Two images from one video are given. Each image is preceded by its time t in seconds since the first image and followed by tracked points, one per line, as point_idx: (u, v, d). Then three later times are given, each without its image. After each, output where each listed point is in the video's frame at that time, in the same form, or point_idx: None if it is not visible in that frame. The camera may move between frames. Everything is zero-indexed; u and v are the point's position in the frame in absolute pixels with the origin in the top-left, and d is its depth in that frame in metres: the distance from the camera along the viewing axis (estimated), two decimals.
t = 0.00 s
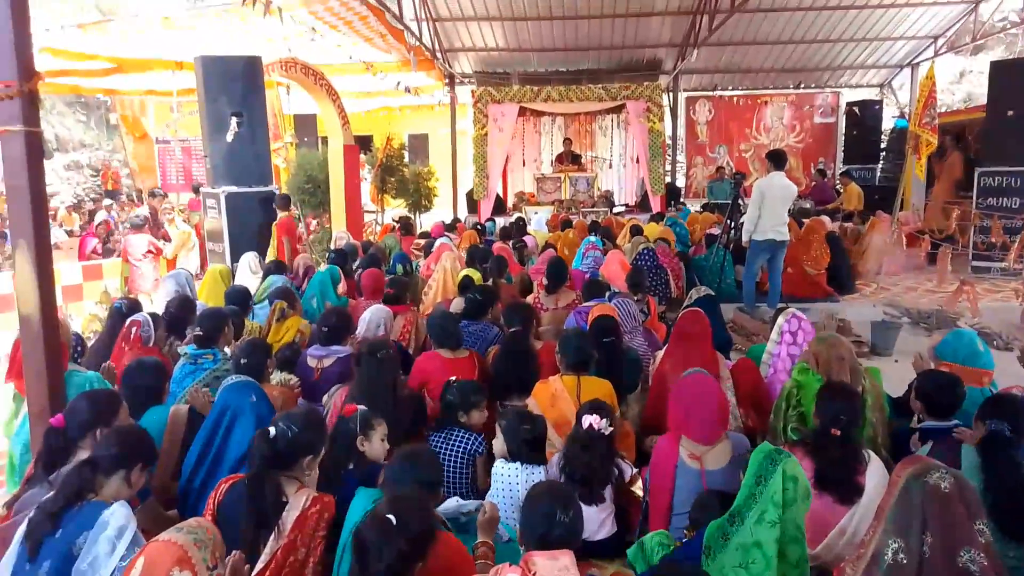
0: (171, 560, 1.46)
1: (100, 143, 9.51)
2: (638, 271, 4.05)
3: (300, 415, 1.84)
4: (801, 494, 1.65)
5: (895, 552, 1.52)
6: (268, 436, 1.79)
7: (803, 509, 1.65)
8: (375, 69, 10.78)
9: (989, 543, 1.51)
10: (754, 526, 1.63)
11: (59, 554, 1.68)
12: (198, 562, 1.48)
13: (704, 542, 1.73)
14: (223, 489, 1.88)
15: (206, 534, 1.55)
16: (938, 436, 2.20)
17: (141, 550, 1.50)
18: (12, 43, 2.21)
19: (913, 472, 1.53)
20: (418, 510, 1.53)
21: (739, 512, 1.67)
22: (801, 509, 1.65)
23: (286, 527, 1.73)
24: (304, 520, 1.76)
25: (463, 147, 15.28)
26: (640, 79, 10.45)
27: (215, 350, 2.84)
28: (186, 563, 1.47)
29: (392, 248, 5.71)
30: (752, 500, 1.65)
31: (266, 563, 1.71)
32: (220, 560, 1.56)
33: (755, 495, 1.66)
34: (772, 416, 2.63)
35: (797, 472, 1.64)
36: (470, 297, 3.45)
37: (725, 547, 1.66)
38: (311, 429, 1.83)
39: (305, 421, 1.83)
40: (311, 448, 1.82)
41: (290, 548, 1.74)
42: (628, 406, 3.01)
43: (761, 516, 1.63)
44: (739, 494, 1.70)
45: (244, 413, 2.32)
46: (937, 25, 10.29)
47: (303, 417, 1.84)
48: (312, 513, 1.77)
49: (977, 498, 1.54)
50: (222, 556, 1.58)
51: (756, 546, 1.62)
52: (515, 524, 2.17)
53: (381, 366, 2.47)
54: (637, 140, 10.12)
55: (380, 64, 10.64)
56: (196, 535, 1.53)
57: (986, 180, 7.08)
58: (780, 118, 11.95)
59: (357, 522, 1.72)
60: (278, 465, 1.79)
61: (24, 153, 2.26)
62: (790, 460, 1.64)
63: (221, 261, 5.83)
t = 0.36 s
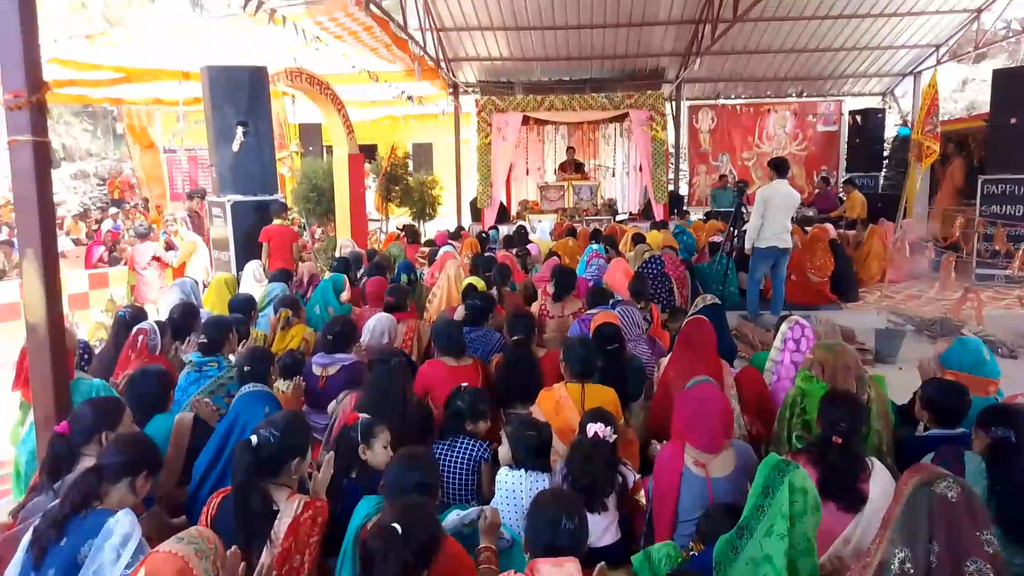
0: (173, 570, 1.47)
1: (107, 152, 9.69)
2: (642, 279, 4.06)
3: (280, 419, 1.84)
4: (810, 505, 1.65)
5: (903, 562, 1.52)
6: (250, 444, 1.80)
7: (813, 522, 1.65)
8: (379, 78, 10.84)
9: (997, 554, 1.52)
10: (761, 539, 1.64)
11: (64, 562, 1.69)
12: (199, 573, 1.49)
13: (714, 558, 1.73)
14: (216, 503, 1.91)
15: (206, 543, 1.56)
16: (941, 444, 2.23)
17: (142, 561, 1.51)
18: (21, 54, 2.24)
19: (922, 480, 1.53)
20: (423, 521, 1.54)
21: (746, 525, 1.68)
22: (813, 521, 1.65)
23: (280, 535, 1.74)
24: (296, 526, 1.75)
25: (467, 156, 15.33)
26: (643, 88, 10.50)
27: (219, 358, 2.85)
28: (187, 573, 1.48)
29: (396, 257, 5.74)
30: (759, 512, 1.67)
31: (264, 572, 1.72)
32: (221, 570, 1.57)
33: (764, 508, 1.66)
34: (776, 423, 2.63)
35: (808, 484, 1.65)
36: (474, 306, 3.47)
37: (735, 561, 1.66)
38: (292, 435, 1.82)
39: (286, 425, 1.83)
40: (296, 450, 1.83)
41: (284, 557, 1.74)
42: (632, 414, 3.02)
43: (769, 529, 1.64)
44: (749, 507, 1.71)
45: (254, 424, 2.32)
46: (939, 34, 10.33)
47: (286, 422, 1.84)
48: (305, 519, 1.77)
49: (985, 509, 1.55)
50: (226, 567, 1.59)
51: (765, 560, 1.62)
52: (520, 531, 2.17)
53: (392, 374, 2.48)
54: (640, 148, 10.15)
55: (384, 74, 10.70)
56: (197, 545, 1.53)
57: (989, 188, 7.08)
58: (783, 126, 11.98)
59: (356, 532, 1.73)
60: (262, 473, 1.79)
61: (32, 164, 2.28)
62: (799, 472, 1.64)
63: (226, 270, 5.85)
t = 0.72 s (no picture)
0: (180, 570, 1.46)
1: (114, 155, 9.69)
2: (648, 282, 4.06)
3: (272, 421, 1.85)
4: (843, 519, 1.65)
5: (909, 565, 1.53)
6: (244, 446, 1.79)
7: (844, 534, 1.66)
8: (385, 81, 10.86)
9: (1006, 557, 1.51)
10: (794, 554, 1.66)
11: (71, 563, 1.70)
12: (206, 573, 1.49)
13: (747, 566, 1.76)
14: (211, 512, 1.91)
15: (213, 544, 1.56)
16: (948, 447, 2.22)
17: (147, 563, 1.51)
18: (29, 58, 2.25)
19: (928, 484, 1.53)
20: (430, 524, 1.54)
21: (778, 539, 1.69)
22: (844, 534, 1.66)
23: (278, 537, 1.76)
24: (294, 528, 1.77)
25: (472, 159, 15.34)
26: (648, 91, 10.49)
27: (226, 361, 2.86)
28: (194, 573, 1.48)
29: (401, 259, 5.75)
30: (792, 526, 1.68)
31: None
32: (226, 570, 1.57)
33: (796, 522, 1.67)
34: (783, 426, 2.62)
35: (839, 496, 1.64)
36: (480, 308, 3.47)
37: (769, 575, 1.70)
38: (285, 437, 1.82)
39: (278, 427, 1.83)
40: (290, 452, 1.82)
41: (284, 560, 1.76)
42: (638, 417, 3.01)
43: (802, 543, 1.66)
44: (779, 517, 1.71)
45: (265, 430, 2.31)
46: (945, 36, 10.30)
47: (278, 424, 1.84)
48: (303, 522, 1.79)
49: (994, 512, 1.53)
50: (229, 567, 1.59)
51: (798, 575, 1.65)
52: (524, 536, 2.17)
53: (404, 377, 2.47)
54: (645, 150, 10.14)
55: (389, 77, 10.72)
56: (203, 545, 1.53)
57: (995, 190, 6.98)
58: (789, 129, 11.96)
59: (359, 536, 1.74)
60: (256, 476, 1.79)
61: (40, 167, 2.29)
62: (832, 486, 1.64)
63: (232, 272, 5.88)
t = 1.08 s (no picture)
0: (189, 568, 1.48)
1: (125, 156, 9.56)
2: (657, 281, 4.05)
3: (278, 419, 1.87)
4: (843, 523, 1.65)
5: (922, 568, 1.53)
6: (251, 444, 1.81)
7: (844, 539, 1.65)
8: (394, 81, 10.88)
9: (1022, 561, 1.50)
10: (794, 557, 1.65)
11: (84, 561, 1.71)
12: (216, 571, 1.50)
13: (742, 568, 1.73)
14: (219, 512, 1.91)
15: (222, 542, 1.57)
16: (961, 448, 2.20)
17: (158, 561, 1.52)
18: (43, 59, 2.27)
19: (942, 486, 1.53)
20: (439, 524, 1.54)
21: (776, 542, 1.67)
22: (845, 538, 1.66)
23: (286, 537, 1.76)
24: (302, 527, 1.77)
25: (481, 159, 15.34)
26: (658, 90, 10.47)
27: (237, 360, 2.87)
28: (204, 571, 1.49)
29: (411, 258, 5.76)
30: (792, 529, 1.66)
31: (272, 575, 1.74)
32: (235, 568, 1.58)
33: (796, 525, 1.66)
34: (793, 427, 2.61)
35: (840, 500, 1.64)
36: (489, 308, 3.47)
37: None
38: (291, 435, 1.84)
39: (283, 423, 1.85)
40: (297, 450, 1.84)
41: (293, 559, 1.76)
42: (647, 417, 3.01)
43: (801, 547, 1.65)
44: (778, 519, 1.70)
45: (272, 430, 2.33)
46: (958, 34, 10.23)
47: (282, 423, 1.85)
48: (310, 521, 1.79)
49: (1008, 515, 1.53)
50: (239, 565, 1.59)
51: None
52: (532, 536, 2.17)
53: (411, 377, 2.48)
54: (654, 150, 10.12)
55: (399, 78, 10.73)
56: (213, 544, 1.54)
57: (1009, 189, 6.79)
58: (799, 128, 11.90)
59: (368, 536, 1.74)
60: (262, 475, 1.81)
61: (53, 167, 2.31)
62: (835, 490, 1.63)
63: (243, 272, 5.90)
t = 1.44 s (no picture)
0: (194, 567, 1.48)
1: (128, 157, 9.82)
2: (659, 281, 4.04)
3: (285, 418, 1.89)
4: (804, 523, 1.63)
5: (922, 568, 1.54)
6: (258, 443, 1.82)
7: (806, 539, 1.63)
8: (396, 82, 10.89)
9: None
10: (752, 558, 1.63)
11: (87, 562, 1.71)
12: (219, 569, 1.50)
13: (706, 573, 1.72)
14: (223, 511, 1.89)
15: (225, 541, 1.57)
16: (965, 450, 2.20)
17: (161, 560, 1.52)
18: (46, 61, 2.27)
19: (941, 487, 1.54)
20: (441, 524, 1.54)
21: (735, 542, 1.67)
22: (809, 539, 1.63)
23: (291, 536, 1.76)
24: (306, 527, 1.77)
25: (484, 160, 15.35)
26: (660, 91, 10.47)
27: (237, 362, 2.88)
28: (208, 570, 1.49)
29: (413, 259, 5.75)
30: (750, 529, 1.66)
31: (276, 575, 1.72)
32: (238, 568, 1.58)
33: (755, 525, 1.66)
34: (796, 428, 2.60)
35: (795, 499, 1.63)
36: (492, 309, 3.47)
37: None
38: (297, 435, 1.85)
39: (290, 423, 1.87)
40: (304, 450, 1.85)
41: (297, 559, 1.75)
42: (649, 418, 3.00)
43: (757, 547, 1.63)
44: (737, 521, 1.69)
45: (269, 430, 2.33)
46: (961, 35, 10.21)
47: (289, 423, 1.87)
48: (315, 521, 1.79)
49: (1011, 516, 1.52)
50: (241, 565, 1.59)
51: None
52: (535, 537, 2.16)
53: (411, 378, 2.49)
54: (656, 151, 10.13)
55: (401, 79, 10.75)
56: (216, 543, 1.55)
57: (1011, 189, 6.85)
58: (802, 128, 11.89)
59: (371, 534, 1.74)
60: (267, 475, 1.82)
61: (56, 168, 2.32)
62: (788, 489, 1.64)
63: (245, 273, 5.91)
